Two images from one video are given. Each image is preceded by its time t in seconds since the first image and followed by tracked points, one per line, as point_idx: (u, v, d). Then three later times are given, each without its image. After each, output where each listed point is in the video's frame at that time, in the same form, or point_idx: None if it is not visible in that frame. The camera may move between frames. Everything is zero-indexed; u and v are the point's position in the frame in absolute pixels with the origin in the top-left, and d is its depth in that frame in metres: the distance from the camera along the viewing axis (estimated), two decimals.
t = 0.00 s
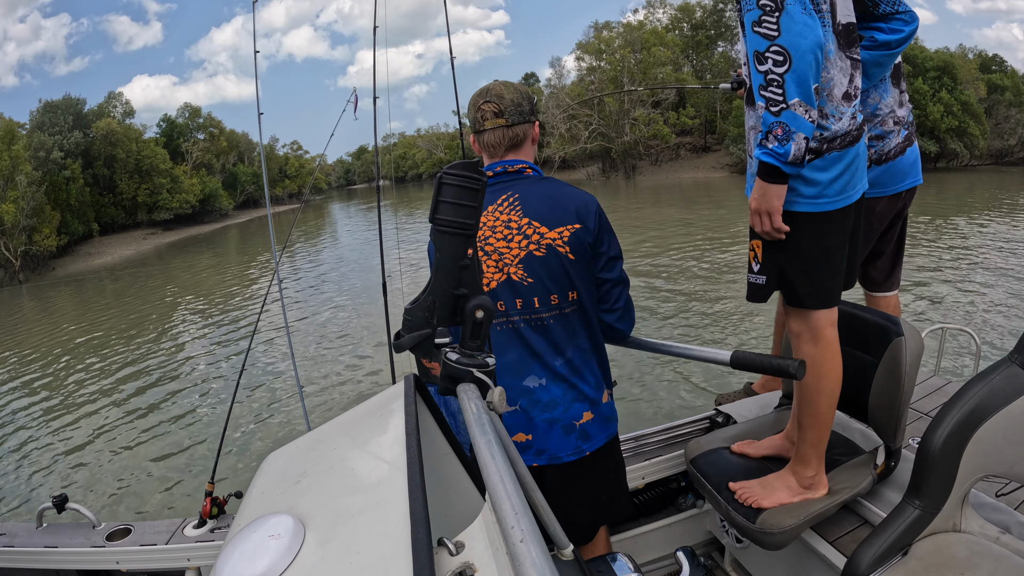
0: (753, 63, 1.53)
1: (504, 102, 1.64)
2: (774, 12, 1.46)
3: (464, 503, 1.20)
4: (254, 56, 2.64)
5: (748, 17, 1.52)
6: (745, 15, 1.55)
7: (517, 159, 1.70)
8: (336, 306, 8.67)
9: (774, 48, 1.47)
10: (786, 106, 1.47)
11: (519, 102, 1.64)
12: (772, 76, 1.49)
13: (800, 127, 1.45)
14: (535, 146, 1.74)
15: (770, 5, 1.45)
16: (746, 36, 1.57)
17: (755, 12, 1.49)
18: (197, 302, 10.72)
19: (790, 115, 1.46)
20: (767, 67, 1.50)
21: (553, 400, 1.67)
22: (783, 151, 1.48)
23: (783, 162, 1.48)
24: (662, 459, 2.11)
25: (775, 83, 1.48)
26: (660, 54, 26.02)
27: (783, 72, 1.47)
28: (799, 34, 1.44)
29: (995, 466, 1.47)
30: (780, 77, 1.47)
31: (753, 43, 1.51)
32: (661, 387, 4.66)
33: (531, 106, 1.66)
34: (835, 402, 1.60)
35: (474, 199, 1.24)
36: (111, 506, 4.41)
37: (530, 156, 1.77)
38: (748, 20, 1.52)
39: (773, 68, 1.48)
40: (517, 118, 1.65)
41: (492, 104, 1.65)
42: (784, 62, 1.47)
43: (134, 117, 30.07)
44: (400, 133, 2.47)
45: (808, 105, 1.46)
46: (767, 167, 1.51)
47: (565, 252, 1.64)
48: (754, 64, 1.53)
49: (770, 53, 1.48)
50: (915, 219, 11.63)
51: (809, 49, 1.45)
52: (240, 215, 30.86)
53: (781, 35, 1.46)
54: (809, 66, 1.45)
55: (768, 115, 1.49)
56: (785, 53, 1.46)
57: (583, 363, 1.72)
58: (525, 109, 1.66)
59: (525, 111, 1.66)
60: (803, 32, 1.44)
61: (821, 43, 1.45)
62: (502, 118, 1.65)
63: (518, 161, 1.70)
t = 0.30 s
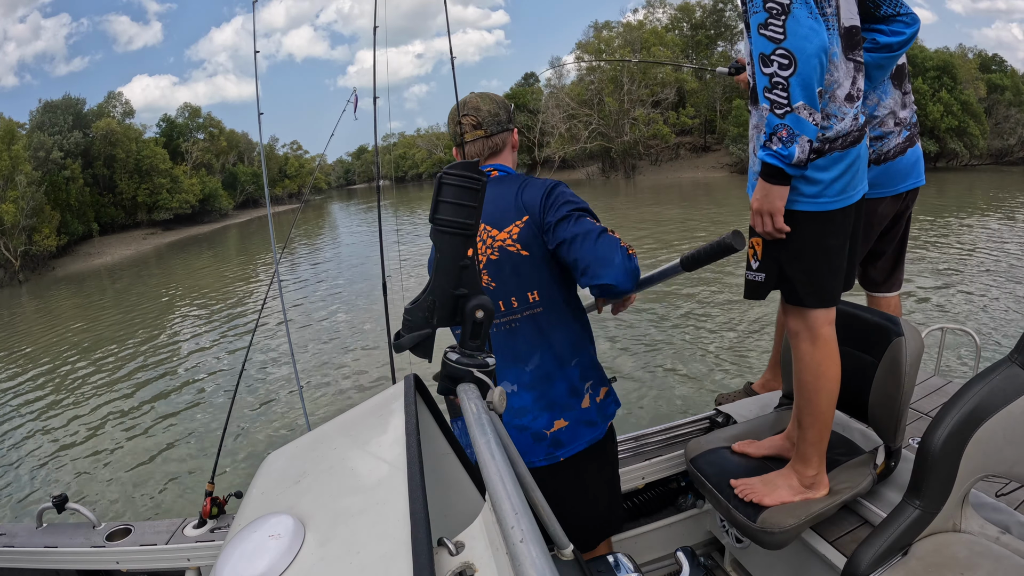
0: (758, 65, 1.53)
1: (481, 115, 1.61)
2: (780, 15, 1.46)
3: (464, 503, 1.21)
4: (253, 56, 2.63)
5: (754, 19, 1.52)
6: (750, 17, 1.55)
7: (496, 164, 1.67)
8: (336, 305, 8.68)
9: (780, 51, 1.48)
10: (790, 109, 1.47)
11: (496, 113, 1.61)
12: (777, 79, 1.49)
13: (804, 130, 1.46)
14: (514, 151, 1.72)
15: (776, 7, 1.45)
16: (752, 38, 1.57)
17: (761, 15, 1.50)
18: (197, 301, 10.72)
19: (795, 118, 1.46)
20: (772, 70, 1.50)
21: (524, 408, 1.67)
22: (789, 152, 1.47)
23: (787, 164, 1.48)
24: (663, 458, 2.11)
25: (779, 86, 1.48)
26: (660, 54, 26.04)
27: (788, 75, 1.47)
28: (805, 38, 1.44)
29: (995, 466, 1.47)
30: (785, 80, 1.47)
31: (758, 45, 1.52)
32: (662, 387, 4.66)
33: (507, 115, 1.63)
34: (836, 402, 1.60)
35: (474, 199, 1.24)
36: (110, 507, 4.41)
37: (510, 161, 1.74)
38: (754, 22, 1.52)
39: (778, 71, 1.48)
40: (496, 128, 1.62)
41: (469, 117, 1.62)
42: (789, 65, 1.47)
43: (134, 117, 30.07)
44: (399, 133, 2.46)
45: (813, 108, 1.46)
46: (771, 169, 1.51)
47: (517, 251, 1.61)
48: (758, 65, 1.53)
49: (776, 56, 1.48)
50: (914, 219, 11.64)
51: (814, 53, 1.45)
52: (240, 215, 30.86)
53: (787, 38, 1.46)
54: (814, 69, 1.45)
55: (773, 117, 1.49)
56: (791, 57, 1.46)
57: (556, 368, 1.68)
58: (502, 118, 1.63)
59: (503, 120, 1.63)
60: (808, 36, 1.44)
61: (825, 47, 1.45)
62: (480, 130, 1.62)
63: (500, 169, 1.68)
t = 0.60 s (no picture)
0: (761, 64, 1.53)
1: (453, 121, 1.55)
2: (784, 15, 1.46)
3: (464, 505, 1.21)
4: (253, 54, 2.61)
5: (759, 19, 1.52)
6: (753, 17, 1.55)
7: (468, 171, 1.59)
8: (336, 305, 8.68)
9: (784, 52, 1.47)
10: (792, 109, 1.47)
11: (468, 118, 1.54)
12: (780, 79, 1.49)
13: (806, 130, 1.46)
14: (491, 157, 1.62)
15: (781, 9, 1.45)
16: (755, 39, 1.57)
17: (765, 15, 1.50)
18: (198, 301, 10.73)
19: (797, 118, 1.46)
20: (776, 71, 1.50)
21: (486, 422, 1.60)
22: (792, 153, 1.47)
23: (790, 164, 1.47)
24: (663, 458, 2.11)
25: (783, 87, 1.48)
26: (660, 54, 26.07)
27: (791, 76, 1.47)
28: (808, 40, 1.44)
29: (994, 465, 1.47)
30: (788, 81, 1.47)
31: (762, 45, 1.51)
32: (663, 387, 4.67)
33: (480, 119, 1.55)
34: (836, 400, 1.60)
35: (475, 200, 1.24)
36: (110, 506, 4.41)
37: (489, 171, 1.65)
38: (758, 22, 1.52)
39: (781, 71, 1.48)
40: (468, 134, 1.55)
41: (443, 124, 1.56)
42: (793, 66, 1.46)
43: (134, 118, 30.08)
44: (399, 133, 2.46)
45: (815, 108, 1.46)
46: (773, 168, 1.50)
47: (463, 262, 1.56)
48: (762, 65, 1.53)
49: (779, 56, 1.48)
50: (915, 219, 11.64)
51: (817, 54, 1.45)
52: (240, 215, 30.87)
53: (791, 39, 1.46)
54: (817, 71, 1.44)
55: (777, 117, 1.49)
56: (794, 58, 1.46)
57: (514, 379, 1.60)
58: (475, 124, 1.55)
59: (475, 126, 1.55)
60: (812, 38, 1.44)
61: (827, 49, 1.46)
62: (452, 136, 1.55)
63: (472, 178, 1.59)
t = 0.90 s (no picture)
0: (761, 64, 1.53)
1: (440, 115, 1.55)
2: (784, 16, 1.46)
3: (464, 505, 1.21)
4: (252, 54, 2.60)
5: (759, 19, 1.52)
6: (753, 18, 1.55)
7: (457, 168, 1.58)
8: (336, 305, 8.69)
9: (784, 52, 1.47)
10: (792, 109, 1.47)
11: (456, 112, 1.54)
12: (780, 79, 1.49)
13: (805, 130, 1.47)
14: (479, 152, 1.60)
15: (781, 9, 1.46)
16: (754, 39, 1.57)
17: (765, 15, 1.50)
18: (198, 302, 10.74)
19: (796, 117, 1.47)
20: (776, 70, 1.49)
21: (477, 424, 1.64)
22: (793, 151, 1.47)
23: (794, 164, 1.48)
24: (663, 458, 2.11)
25: (783, 86, 1.48)
26: (659, 54, 26.09)
27: (791, 76, 1.47)
28: (808, 39, 1.44)
29: (994, 464, 1.47)
30: (788, 81, 1.47)
31: (762, 44, 1.51)
32: (663, 386, 4.67)
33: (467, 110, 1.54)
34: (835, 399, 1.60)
35: (475, 200, 1.25)
36: (111, 506, 4.41)
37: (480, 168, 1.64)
38: (758, 22, 1.52)
39: (782, 71, 1.48)
40: (456, 129, 1.54)
41: (430, 119, 1.55)
42: (792, 66, 1.47)
43: (134, 118, 30.10)
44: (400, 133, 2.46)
45: (814, 108, 1.46)
46: (775, 168, 1.50)
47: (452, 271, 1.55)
48: (762, 65, 1.53)
49: (779, 56, 1.48)
50: (915, 219, 11.64)
51: (816, 54, 1.45)
52: (240, 215, 30.87)
53: (792, 39, 1.46)
54: (817, 71, 1.45)
55: (778, 116, 1.49)
56: (794, 58, 1.46)
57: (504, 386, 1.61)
58: (463, 119, 1.55)
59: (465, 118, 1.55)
60: (812, 39, 1.44)
61: (826, 49, 1.46)
62: (439, 131, 1.54)
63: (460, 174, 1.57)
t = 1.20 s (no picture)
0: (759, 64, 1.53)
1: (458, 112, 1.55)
2: (782, 16, 1.46)
3: (465, 504, 1.21)
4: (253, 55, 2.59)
5: (757, 19, 1.52)
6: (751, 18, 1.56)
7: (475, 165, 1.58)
8: (337, 305, 8.71)
9: (782, 52, 1.48)
10: (790, 108, 1.48)
11: (474, 108, 1.55)
12: (779, 79, 1.49)
13: (802, 129, 1.47)
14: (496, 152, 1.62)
15: (780, 10, 1.46)
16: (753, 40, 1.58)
17: (764, 16, 1.50)
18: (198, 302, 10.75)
19: (794, 117, 1.47)
20: (774, 70, 1.50)
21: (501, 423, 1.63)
22: (791, 151, 1.48)
23: (793, 164, 1.48)
24: (663, 458, 2.11)
25: (781, 86, 1.49)
26: (659, 55, 26.14)
27: (789, 76, 1.47)
28: (806, 39, 1.45)
29: (993, 464, 1.47)
30: (786, 80, 1.48)
31: (760, 45, 1.52)
32: (664, 386, 4.68)
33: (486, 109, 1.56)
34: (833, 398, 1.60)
35: (476, 199, 1.24)
36: (110, 506, 4.42)
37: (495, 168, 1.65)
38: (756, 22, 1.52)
39: (780, 71, 1.49)
40: (474, 125, 1.54)
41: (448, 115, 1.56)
42: (791, 66, 1.47)
43: (134, 118, 30.15)
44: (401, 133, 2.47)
45: (812, 107, 1.47)
46: (773, 167, 1.50)
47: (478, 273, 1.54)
48: (760, 65, 1.53)
49: (778, 56, 1.49)
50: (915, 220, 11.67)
51: (815, 55, 1.46)
52: (241, 216, 30.91)
53: (790, 39, 1.46)
54: (815, 71, 1.45)
55: (776, 116, 1.49)
56: (792, 58, 1.46)
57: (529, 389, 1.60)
58: (480, 115, 1.56)
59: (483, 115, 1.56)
60: (810, 39, 1.45)
61: (824, 49, 1.47)
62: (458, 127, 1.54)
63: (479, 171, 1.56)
